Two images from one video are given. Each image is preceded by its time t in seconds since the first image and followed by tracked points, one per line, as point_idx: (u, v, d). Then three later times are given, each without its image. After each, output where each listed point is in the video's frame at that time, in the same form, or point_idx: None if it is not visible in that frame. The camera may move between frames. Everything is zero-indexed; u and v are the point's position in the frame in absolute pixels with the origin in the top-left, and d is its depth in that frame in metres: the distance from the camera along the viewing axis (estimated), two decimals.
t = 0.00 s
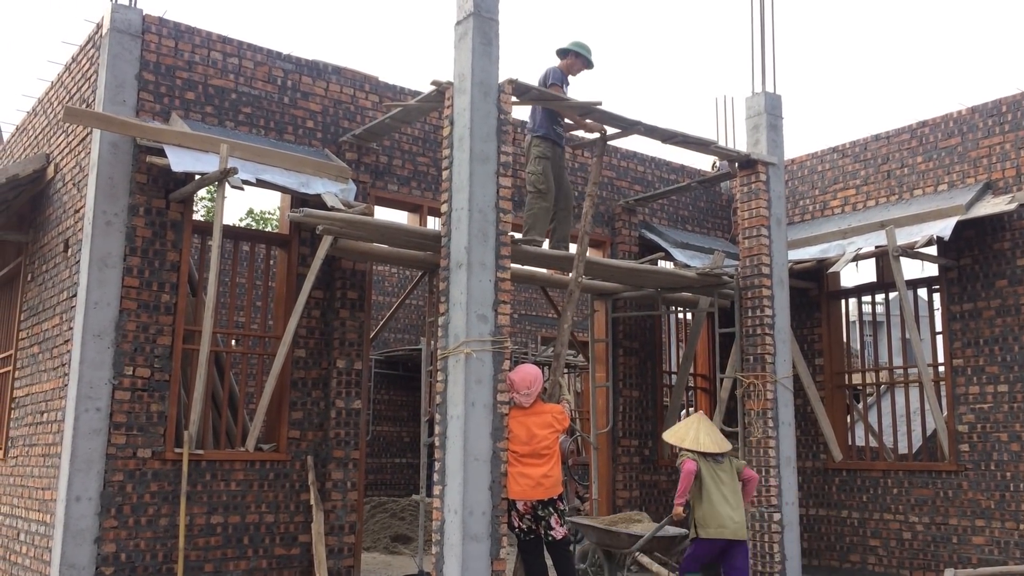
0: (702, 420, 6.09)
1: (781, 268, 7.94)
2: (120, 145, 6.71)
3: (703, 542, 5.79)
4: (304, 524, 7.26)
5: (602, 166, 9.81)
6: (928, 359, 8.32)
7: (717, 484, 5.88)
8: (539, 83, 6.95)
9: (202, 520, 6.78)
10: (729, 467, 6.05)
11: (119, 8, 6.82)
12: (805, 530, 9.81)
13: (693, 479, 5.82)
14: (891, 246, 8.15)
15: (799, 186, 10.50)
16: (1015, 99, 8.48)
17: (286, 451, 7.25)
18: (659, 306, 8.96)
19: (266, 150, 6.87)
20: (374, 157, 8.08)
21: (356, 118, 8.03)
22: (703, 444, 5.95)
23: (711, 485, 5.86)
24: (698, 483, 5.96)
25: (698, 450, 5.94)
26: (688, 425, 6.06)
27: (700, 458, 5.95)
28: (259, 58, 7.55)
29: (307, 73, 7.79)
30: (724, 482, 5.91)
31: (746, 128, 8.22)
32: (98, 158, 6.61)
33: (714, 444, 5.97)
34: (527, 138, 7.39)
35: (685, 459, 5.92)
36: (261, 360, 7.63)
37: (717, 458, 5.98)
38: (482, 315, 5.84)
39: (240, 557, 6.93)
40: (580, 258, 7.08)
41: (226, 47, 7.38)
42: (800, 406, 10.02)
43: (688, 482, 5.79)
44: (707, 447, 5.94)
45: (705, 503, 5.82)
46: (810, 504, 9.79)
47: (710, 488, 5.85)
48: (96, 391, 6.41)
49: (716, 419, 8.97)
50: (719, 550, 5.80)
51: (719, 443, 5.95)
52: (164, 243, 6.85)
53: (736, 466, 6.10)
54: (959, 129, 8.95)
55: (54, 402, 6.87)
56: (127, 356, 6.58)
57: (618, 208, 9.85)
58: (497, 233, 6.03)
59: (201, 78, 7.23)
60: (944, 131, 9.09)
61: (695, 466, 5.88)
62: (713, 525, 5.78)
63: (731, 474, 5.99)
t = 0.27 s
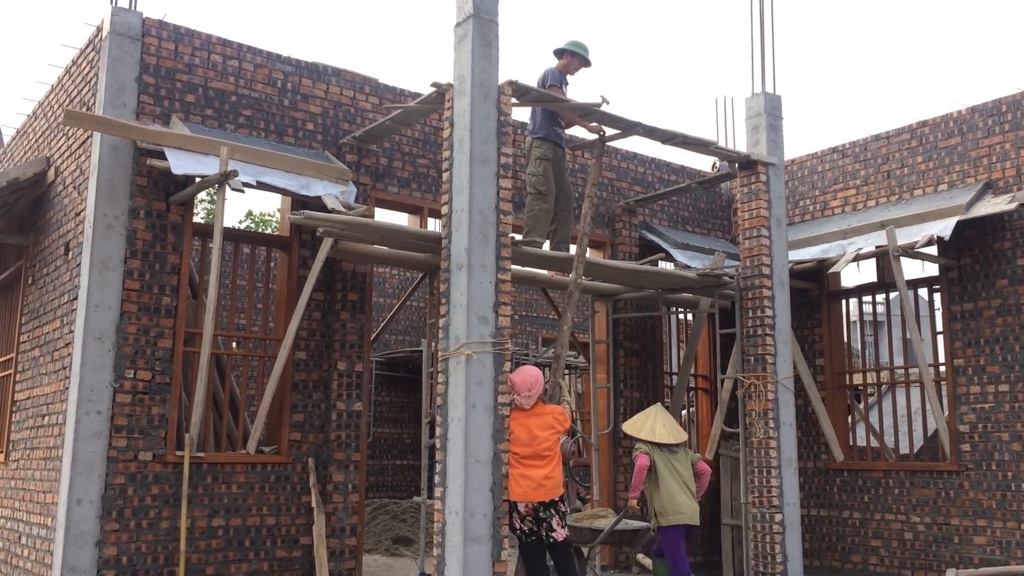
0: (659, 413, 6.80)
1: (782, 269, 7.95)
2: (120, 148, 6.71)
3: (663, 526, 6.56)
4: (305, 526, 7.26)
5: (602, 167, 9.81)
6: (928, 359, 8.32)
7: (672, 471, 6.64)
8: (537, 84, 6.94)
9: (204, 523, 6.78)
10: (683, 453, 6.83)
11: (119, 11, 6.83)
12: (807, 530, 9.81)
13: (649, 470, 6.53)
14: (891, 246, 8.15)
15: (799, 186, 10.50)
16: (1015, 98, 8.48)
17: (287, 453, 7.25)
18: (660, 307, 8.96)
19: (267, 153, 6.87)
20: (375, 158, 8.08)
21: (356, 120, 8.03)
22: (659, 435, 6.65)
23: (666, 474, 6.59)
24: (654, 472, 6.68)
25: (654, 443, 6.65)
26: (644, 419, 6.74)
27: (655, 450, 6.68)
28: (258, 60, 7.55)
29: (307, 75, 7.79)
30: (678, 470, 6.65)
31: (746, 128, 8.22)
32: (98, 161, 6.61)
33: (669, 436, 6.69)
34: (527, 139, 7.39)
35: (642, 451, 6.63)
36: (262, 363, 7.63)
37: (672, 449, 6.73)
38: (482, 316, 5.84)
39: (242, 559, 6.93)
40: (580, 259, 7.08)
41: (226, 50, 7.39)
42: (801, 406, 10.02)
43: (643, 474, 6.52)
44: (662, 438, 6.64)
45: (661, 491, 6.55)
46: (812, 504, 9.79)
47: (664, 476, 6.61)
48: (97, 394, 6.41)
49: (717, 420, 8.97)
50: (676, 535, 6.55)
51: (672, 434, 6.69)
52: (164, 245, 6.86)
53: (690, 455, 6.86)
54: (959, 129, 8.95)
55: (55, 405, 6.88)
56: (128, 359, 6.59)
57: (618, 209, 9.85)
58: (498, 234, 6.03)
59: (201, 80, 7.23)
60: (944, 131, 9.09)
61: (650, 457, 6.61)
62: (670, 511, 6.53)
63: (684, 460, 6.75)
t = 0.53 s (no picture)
0: (614, 415, 6.88)
1: (783, 278, 7.95)
2: (122, 158, 6.73)
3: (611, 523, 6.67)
4: (307, 536, 7.25)
5: (603, 177, 9.83)
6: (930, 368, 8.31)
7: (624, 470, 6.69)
8: (541, 96, 6.97)
9: (205, 533, 6.77)
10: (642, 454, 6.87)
11: (122, 22, 6.86)
12: (809, 540, 9.79)
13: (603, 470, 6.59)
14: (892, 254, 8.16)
15: (800, 196, 10.52)
16: (1016, 108, 8.49)
17: (289, 463, 7.24)
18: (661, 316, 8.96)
19: (268, 163, 6.89)
20: (376, 168, 8.10)
21: (358, 130, 8.05)
22: (615, 437, 6.74)
23: (618, 474, 6.65)
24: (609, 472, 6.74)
25: (609, 444, 6.74)
26: (602, 422, 6.84)
27: (612, 451, 6.75)
28: (260, 70, 7.58)
29: (309, 85, 7.82)
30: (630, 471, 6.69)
31: (747, 138, 8.24)
32: (100, 172, 6.62)
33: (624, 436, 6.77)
34: (528, 148, 7.40)
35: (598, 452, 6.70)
36: (263, 372, 7.63)
37: (628, 450, 6.80)
38: (484, 326, 5.84)
39: (243, 570, 6.92)
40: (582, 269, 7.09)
41: (228, 60, 7.42)
42: (803, 415, 10.01)
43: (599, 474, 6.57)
44: (617, 440, 6.74)
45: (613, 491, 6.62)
46: (814, 514, 9.77)
47: (618, 476, 6.66)
48: (99, 404, 6.41)
49: (719, 429, 8.96)
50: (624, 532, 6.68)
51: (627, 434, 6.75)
52: (166, 255, 6.87)
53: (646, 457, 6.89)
54: (959, 138, 8.96)
55: (56, 415, 6.88)
56: (129, 369, 6.59)
57: (619, 218, 9.86)
58: (499, 244, 6.04)
59: (203, 91, 7.26)
60: (945, 140, 9.10)
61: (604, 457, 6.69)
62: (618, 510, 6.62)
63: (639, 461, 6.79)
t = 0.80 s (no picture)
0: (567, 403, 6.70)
1: (784, 285, 7.96)
2: (124, 166, 6.74)
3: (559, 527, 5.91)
4: (307, 544, 7.24)
5: (604, 184, 9.84)
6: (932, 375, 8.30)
7: (578, 476, 5.94)
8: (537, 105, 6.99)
9: (206, 541, 6.76)
10: (595, 458, 6.11)
11: (124, 31, 6.88)
12: (811, 548, 9.77)
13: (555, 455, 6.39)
14: (893, 262, 8.16)
15: (801, 203, 10.52)
16: (1016, 115, 8.50)
17: (290, 471, 7.23)
18: (662, 323, 8.96)
19: (270, 171, 6.90)
20: (377, 176, 8.11)
21: (359, 138, 8.07)
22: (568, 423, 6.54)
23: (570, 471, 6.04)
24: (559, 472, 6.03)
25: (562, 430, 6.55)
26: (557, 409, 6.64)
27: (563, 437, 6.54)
28: (262, 79, 7.60)
29: (310, 93, 7.84)
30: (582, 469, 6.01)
31: (748, 146, 8.25)
32: (102, 180, 6.64)
33: (577, 437, 6.07)
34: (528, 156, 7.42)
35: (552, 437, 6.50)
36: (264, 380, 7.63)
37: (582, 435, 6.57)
38: (485, 334, 5.85)
39: None
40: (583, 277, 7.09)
41: (230, 69, 7.43)
42: (804, 423, 9.99)
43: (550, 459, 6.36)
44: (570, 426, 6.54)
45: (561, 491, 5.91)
46: (816, 522, 9.75)
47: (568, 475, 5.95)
48: (100, 412, 6.41)
49: (720, 437, 8.94)
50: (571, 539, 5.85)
51: (581, 435, 6.03)
52: (168, 263, 6.88)
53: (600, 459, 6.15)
54: (960, 145, 8.97)
55: (58, 423, 6.88)
56: (131, 377, 6.59)
57: (620, 226, 9.86)
58: (500, 252, 6.05)
59: (205, 99, 7.27)
60: (945, 147, 9.11)
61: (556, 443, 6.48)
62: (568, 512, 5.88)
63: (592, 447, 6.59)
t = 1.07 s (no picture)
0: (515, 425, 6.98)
1: (785, 294, 7.96)
2: (127, 177, 6.76)
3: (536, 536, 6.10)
4: (309, 554, 7.23)
5: (605, 193, 9.86)
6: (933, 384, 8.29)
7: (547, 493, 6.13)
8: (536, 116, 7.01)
9: (207, 551, 6.76)
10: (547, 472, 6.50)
11: (127, 42, 6.91)
12: (813, 558, 9.75)
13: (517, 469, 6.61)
14: (894, 271, 8.16)
15: (802, 212, 10.54)
16: (1016, 125, 8.52)
17: (291, 481, 7.23)
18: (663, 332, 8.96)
19: (271, 181, 6.92)
20: (379, 186, 8.13)
21: (361, 148, 8.09)
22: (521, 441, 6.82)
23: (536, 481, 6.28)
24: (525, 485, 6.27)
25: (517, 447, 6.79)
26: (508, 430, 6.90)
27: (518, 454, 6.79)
28: (264, 89, 7.62)
29: (312, 103, 7.86)
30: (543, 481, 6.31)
31: (748, 155, 8.26)
32: (104, 191, 6.65)
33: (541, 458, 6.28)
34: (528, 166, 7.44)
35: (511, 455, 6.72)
36: (265, 390, 7.63)
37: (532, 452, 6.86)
38: (486, 344, 5.85)
39: None
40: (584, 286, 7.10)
41: (232, 79, 7.46)
42: (806, 432, 9.98)
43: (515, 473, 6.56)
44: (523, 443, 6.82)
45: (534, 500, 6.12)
46: (818, 531, 9.73)
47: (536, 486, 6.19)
48: (102, 422, 6.41)
49: (722, 446, 8.93)
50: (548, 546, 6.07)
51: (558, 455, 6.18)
52: (169, 273, 6.89)
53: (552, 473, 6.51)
54: (960, 154, 8.98)
55: (59, 434, 6.88)
56: (132, 387, 6.59)
57: (621, 235, 9.87)
58: (501, 262, 6.05)
59: (207, 110, 7.30)
60: (946, 156, 9.12)
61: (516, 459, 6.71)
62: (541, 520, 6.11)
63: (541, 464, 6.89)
